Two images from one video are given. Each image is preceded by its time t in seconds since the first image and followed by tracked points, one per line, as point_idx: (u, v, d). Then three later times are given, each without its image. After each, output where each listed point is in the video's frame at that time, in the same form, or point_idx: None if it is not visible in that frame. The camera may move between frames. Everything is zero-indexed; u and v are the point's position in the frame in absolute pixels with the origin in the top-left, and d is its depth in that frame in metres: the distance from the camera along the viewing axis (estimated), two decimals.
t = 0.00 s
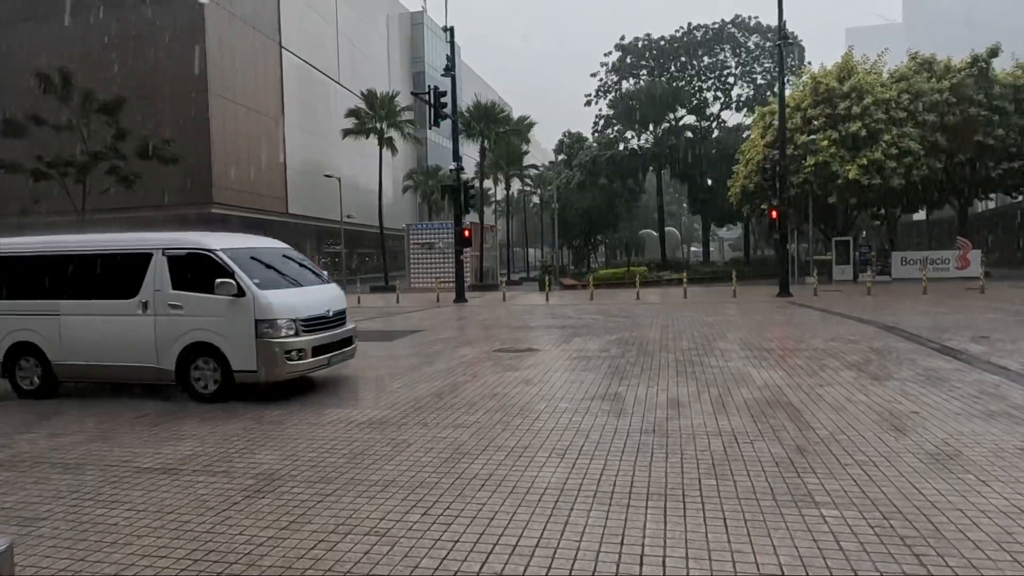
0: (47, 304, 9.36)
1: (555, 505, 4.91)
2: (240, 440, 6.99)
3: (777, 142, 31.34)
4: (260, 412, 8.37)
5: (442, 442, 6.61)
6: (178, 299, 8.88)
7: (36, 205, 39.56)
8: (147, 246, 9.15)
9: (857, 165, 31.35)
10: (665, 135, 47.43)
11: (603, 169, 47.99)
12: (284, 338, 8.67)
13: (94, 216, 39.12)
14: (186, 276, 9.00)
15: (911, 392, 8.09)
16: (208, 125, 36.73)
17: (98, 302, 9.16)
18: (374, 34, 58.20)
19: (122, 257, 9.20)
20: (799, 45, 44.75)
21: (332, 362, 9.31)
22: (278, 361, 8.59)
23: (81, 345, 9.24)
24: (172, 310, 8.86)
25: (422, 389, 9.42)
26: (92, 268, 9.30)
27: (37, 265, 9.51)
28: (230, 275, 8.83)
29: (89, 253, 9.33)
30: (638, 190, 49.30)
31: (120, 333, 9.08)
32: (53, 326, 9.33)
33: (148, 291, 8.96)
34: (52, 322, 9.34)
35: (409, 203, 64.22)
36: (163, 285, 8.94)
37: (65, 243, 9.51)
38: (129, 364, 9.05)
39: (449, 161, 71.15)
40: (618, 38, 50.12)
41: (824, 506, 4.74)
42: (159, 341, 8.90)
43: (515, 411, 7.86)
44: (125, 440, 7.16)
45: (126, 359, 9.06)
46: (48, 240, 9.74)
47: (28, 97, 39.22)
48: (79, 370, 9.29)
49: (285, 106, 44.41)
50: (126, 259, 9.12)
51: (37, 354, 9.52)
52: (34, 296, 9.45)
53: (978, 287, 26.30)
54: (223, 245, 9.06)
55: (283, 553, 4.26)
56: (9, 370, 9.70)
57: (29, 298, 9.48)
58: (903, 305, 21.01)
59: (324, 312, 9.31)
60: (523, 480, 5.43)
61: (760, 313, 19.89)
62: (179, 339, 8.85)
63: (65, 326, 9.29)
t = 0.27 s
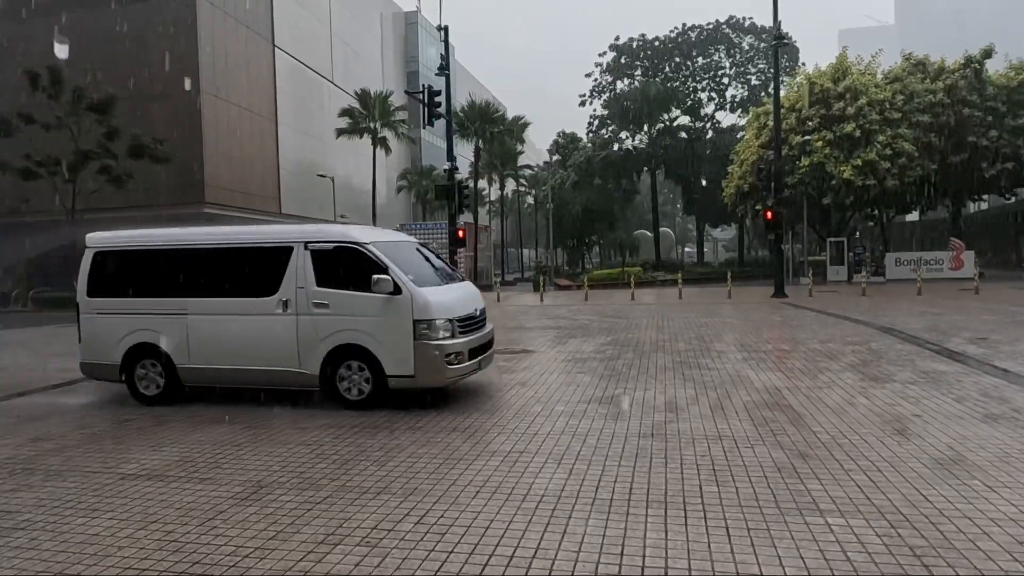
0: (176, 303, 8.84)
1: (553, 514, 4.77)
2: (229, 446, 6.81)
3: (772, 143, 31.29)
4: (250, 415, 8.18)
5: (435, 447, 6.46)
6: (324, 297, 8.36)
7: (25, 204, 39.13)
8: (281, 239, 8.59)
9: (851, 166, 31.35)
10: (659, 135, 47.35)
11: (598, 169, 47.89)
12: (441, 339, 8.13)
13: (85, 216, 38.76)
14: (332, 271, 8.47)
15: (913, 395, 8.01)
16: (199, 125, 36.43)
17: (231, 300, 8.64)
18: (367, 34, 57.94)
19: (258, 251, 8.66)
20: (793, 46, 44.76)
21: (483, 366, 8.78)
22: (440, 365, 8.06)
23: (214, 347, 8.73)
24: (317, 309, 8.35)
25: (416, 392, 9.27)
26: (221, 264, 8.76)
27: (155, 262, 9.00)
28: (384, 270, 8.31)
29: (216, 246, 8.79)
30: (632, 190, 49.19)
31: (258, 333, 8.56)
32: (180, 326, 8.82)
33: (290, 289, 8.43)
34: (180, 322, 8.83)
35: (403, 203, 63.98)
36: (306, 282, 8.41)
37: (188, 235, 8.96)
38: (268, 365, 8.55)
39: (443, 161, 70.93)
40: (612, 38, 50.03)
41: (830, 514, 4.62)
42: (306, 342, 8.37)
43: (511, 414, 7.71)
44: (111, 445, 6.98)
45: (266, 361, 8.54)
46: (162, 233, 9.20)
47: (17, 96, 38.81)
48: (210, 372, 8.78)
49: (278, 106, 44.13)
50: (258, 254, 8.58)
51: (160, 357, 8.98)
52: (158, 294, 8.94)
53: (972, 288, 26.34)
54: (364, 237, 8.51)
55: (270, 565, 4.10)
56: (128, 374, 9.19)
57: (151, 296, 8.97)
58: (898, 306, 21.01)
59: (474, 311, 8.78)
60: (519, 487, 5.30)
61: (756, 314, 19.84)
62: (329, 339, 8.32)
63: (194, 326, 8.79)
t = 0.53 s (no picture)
0: (327, 299, 8.18)
1: (546, 519, 4.66)
2: (214, 449, 6.67)
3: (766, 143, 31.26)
4: (238, 417, 8.03)
5: (425, 451, 6.33)
6: (498, 294, 7.70)
7: (14, 202, 38.72)
8: (445, 231, 7.90)
9: (845, 167, 31.41)
10: (653, 136, 47.30)
11: (591, 169, 47.81)
12: (631, 340, 7.51)
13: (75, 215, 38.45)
14: (519, 266, 7.75)
15: (909, 396, 7.94)
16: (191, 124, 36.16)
17: (392, 296, 7.98)
18: (361, 33, 57.73)
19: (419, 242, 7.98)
20: (787, 47, 44.80)
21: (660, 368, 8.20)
22: (632, 368, 7.46)
23: (371, 346, 8.08)
24: (492, 307, 7.69)
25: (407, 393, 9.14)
26: (375, 258, 8.10)
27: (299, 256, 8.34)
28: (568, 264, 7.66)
29: (371, 239, 8.12)
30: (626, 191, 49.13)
31: (420, 332, 7.90)
32: (331, 324, 8.17)
33: (461, 284, 7.76)
34: (331, 320, 8.17)
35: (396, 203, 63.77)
36: (478, 276, 7.74)
37: (338, 226, 8.27)
38: (431, 367, 7.90)
39: (437, 161, 70.76)
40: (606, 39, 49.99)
41: (828, 519, 4.53)
42: (481, 341, 7.72)
43: (504, 417, 7.59)
44: (96, 448, 6.85)
45: (430, 363, 7.89)
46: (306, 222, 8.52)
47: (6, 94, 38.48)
48: (362, 374, 8.13)
49: (271, 105, 43.87)
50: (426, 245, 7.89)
51: (306, 357, 8.35)
52: (304, 290, 8.29)
53: (965, 288, 26.38)
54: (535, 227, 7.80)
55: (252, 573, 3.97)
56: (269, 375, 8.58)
57: (294, 292, 8.33)
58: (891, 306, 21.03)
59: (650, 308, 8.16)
60: (510, 492, 5.18)
61: (749, 314, 19.81)
62: (507, 339, 7.67)
63: (345, 324, 8.13)
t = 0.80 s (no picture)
0: (511, 299, 7.44)
1: (535, 527, 4.55)
2: (199, 454, 6.53)
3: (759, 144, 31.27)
4: (224, 421, 7.90)
5: (414, 457, 6.22)
6: (710, 293, 6.98)
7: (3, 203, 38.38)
8: (647, 224, 7.18)
9: (837, 168, 31.47)
10: (647, 137, 47.26)
11: (585, 170, 47.78)
12: (861, 342, 6.85)
13: (64, 215, 38.10)
14: (731, 261, 7.06)
15: (904, 400, 7.87)
16: (182, 123, 35.89)
17: (588, 295, 7.26)
18: (354, 33, 57.49)
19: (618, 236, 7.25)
20: (780, 48, 44.83)
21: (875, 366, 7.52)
22: (867, 372, 6.78)
23: (560, 350, 7.36)
24: (702, 307, 6.99)
25: (398, 396, 8.99)
26: (562, 254, 7.39)
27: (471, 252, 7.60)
28: (788, 258, 6.97)
29: (560, 232, 7.40)
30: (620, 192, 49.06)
31: (620, 334, 7.17)
32: (513, 326, 7.44)
33: (666, 282, 7.04)
34: (515, 321, 7.44)
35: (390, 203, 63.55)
36: (686, 274, 7.03)
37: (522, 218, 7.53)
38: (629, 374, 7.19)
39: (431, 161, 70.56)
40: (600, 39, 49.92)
41: (825, 527, 4.44)
42: (693, 345, 7.01)
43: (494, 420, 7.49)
44: (76, 453, 6.69)
45: (628, 369, 7.18)
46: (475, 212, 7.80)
47: None
48: (546, 380, 7.43)
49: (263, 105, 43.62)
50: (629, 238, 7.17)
51: (478, 361, 7.63)
52: (480, 288, 7.56)
53: (957, 290, 26.44)
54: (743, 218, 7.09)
55: None
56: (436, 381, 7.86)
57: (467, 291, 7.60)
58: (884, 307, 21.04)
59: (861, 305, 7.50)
60: (500, 499, 5.07)
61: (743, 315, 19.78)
62: (722, 343, 6.96)
63: (533, 326, 7.40)
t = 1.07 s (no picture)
0: (734, 296, 7.02)
1: (527, 532, 4.47)
2: (187, 458, 6.43)
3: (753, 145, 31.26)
4: (213, 424, 7.78)
5: (405, 460, 6.13)
6: (960, 291, 6.65)
7: None
8: (868, 216, 6.91)
9: (831, 169, 31.52)
10: (641, 138, 47.26)
11: (579, 171, 47.74)
12: None
13: (55, 216, 37.80)
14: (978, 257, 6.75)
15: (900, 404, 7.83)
16: (174, 124, 35.68)
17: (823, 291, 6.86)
18: (348, 34, 57.34)
19: (856, 229, 6.90)
20: (773, 49, 44.94)
21: None
22: None
23: (781, 351, 6.95)
24: (954, 305, 6.64)
25: (390, 400, 8.88)
26: (782, 250, 7.03)
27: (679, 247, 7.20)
28: None
29: (779, 227, 7.04)
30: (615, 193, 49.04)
31: (855, 333, 6.77)
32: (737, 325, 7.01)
33: (914, 278, 6.70)
34: (734, 321, 7.02)
35: (384, 204, 63.37)
36: (935, 269, 6.70)
37: (742, 211, 7.14)
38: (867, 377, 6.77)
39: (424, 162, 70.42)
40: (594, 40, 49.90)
41: (821, 532, 4.38)
42: (941, 345, 6.62)
43: (487, 424, 7.41)
44: (61, 458, 6.56)
45: (866, 371, 6.76)
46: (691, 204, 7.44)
47: None
48: (765, 383, 6.99)
49: (256, 105, 43.41)
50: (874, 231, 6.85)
51: (687, 362, 7.18)
52: (691, 286, 7.15)
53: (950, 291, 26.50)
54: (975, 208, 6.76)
55: None
56: (636, 385, 7.38)
57: (684, 288, 7.18)
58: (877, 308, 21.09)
59: None
60: (492, 504, 4.99)
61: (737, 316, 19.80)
62: (973, 342, 6.60)
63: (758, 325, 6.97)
